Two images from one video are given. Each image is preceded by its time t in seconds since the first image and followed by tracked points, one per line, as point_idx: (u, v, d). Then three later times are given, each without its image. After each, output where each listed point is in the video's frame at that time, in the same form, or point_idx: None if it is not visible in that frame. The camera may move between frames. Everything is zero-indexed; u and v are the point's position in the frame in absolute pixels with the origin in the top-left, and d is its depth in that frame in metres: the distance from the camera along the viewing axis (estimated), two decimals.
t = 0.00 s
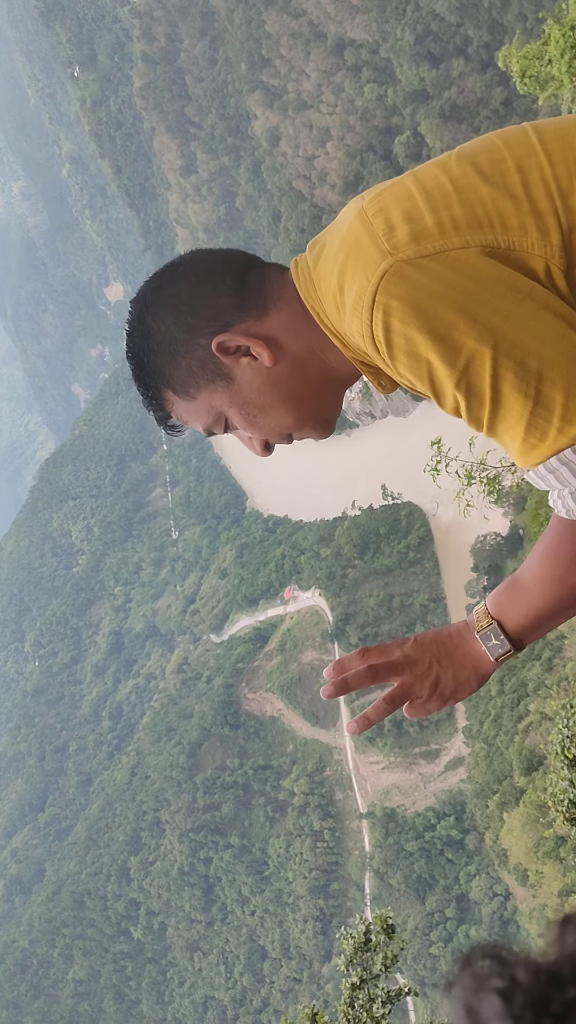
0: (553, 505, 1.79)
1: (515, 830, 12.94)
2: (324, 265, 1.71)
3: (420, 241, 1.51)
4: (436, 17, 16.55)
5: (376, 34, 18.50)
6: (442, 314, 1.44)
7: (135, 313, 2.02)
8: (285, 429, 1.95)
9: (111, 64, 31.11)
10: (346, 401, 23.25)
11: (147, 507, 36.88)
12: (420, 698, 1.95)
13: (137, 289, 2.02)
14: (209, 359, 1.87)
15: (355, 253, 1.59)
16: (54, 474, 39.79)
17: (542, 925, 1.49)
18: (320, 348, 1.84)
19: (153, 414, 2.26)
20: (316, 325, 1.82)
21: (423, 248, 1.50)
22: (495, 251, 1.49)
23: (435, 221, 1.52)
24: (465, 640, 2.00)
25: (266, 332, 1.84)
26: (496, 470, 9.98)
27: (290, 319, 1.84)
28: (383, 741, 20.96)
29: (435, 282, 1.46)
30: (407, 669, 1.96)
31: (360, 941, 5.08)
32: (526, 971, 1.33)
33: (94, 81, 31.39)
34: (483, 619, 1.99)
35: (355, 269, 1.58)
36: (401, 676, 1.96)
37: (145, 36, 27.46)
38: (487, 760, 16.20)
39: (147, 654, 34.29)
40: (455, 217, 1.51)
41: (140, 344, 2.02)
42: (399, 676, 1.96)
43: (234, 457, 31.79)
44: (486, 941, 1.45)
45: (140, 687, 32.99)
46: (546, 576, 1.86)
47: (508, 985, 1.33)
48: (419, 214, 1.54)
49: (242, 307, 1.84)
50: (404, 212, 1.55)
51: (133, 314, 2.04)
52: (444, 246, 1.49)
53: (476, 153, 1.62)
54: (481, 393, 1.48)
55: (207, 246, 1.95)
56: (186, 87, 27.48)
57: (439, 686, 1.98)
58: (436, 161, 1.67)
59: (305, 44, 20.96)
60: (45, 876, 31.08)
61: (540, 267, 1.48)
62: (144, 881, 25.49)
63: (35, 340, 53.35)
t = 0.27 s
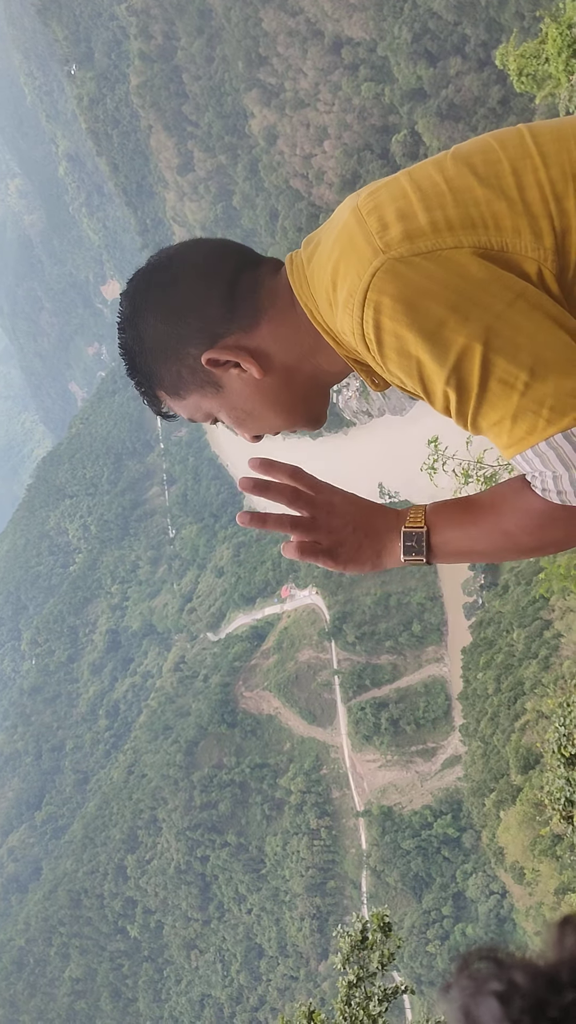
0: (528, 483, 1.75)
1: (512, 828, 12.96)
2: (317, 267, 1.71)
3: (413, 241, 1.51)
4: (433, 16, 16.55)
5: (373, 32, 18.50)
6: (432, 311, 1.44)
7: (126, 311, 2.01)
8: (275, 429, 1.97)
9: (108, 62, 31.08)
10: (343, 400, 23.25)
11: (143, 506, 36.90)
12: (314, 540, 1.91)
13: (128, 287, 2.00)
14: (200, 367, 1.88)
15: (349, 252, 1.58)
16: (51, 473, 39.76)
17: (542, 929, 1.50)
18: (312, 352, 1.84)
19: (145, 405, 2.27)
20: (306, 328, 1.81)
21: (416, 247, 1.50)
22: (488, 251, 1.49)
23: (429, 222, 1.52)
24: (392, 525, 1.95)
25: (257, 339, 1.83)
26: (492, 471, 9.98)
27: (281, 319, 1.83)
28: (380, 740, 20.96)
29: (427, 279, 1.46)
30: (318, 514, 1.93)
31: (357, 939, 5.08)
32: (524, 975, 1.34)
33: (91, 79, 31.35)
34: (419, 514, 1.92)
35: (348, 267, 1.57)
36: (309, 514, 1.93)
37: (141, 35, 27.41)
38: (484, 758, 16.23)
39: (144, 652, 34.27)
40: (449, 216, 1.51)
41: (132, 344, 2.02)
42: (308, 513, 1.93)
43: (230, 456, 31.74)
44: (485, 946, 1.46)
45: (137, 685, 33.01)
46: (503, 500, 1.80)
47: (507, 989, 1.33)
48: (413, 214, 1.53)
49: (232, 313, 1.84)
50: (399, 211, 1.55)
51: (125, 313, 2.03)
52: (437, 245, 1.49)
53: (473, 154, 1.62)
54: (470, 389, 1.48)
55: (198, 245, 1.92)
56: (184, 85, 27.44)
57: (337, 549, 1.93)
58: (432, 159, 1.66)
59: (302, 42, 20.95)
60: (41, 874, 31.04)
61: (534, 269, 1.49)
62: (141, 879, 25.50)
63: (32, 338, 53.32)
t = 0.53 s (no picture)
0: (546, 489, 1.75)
1: (510, 828, 12.97)
2: (316, 271, 1.71)
3: (409, 246, 1.51)
4: (431, 15, 16.56)
5: (371, 32, 18.52)
6: (433, 316, 1.44)
7: (130, 325, 2.02)
8: (282, 433, 1.96)
9: (106, 62, 31.08)
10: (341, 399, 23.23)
11: (141, 506, 36.95)
12: (376, 637, 2.03)
13: (130, 301, 2.02)
14: (203, 370, 1.88)
15: (345, 257, 1.58)
16: (48, 472, 39.74)
17: (543, 932, 1.49)
18: (313, 353, 1.83)
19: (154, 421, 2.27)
20: (307, 329, 1.81)
21: (413, 251, 1.50)
22: (484, 253, 1.49)
23: (424, 225, 1.51)
24: (436, 594, 2.05)
25: (258, 339, 1.83)
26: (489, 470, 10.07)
27: (281, 322, 1.83)
28: (378, 740, 21.01)
29: (423, 285, 1.46)
30: (372, 609, 2.05)
31: (354, 938, 5.10)
32: (524, 979, 1.32)
33: (89, 78, 31.35)
34: (456, 575, 2.01)
35: (346, 273, 1.57)
36: (363, 613, 2.05)
37: (139, 34, 27.39)
38: (482, 757, 16.25)
39: (142, 652, 34.22)
40: (444, 220, 1.51)
41: (136, 356, 2.03)
42: (362, 613, 2.05)
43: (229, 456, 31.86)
44: (484, 948, 1.46)
45: (135, 684, 32.97)
46: (526, 538, 1.85)
47: (505, 992, 1.32)
48: (407, 218, 1.53)
49: (232, 315, 1.84)
50: (393, 216, 1.55)
51: (128, 326, 2.04)
52: (434, 249, 1.49)
53: (467, 156, 1.62)
54: (473, 392, 1.49)
55: (198, 253, 1.93)
56: (182, 85, 27.44)
57: (399, 634, 2.06)
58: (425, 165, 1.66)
59: (300, 42, 20.96)
60: (39, 874, 30.96)
61: (529, 269, 1.49)
62: (138, 878, 25.51)
63: (29, 338, 53.28)
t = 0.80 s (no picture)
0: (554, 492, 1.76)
1: (509, 828, 12.97)
2: (315, 276, 1.71)
3: (411, 250, 1.50)
4: (431, 16, 16.57)
5: (371, 32, 18.53)
6: (435, 320, 1.44)
7: (128, 331, 2.02)
8: (282, 438, 1.95)
9: (105, 62, 31.07)
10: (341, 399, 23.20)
11: (140, 506, 37.09)
12: (390, 650, 2.02)
13: (128, 308, 2.02)
14: (202, 374, 1.87)
15: (346, 261, 1.58)
16: (47, 472, 39.72)
17: (543, 934, 1.48)
18: (314, 355, 1.83)
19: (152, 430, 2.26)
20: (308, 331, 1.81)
21: (414, 256, 1.49)
22: (484, 256, 1.49)
23: (425, 229, 1.51)
24: (445, 603, 2.05)
25: (258, 342, 1.83)
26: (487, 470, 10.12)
27: (282, 325, 1.83)
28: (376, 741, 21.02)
29: (426, 288, 1.45)
30: (383, 623, 2.04)
31: (353, 939, 5.09)
32: (523, 983, 1.32)
33: (88, 79, 31.34)
34: (467, 582, 2.01)
35: (347, 278, 1.57)
36: (375, 628, 2.03)
37: (138, 35, 27.35)
38: (481, 758, 16.25)
39: (141, 652, 34.18)
40: (445, 223, 1.51)
41: (134, 362, 2.02)
42: (374, 629, 2.04)
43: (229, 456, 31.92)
44: (484, 951, 1.46)
45: (133, 685, 32.97)
46: (537, 540, 1.86)
47: (505, 997, 1.31)
48: (408, 222, 1.53)
49: (232, 318, 1.84)
50: (394, 219, 1.54)
51: (126, 333, 2.04)
52: (435, 253, 1.49)
53: (464, 160, 1.62)
54: (479, 396, 1.48)
55: (196, 259, 1.93)
56: (181, 85, 27.43)
57: (412, 646, 2.05)
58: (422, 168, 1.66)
59: (299, 42, 20.96)
60: (37, 875, 30.91)
61: (531, 271, 1.48)
62: (137, 879, 25.52)
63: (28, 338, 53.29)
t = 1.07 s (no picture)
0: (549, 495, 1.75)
1: (509, 826, 13.00)
2: (319, 269, 1.71)
3: (417, 242, 1.51)
4: (432, 13, 16.55)
5: (372, 29, 18.51)
6: (438, 314, 1.45)
7: (129, 324, 2.01)
8: (285, 431, 1.95)
9: (106, 59, 31.02)
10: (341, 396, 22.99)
11: (141, 505, 37.32)
12: (384, 655, 2.05)
13: (131, 301, 2.01)
14: (206, 365, 1.86)
15: (352, 252, 1.58)
16: (48, 470, 39.72)
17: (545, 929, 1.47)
18: (318, 348, 1.83)
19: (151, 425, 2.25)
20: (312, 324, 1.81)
21: (419, 247, 1.50)
22: (492, 249, 1.49)
23: (431, 221, 1.52)
24: (438, 604, 2.06)
25: (263, 332, 1.83)
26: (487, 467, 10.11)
27: (287, 316, 1.83)
28: (377, 739, 21.01)
29: (432, 279, 1.46)
30: (375, 628, 2.07)
31: (354, 936, 5.08)
32: (528, 979, 1.30)
33: (89, 76, 31.31)
34: (460, 582, 2.01)
35: (353, 268, 1.57)
36: (368, 634, 2.07)
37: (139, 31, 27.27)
38: (481, 756, 16.27)
39: (142, 650, 34.17)
40: (451, 215, 1.52)
41: (137, 353, 2.01)
42: (366, 635, 2.07)
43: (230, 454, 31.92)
44: (486, 946, 1.45)
45: (134, 682, 32.95)
46: (531, 545, 1.84)
47: (509, 992, 1.30)
48: (414, 214, 1.53)
49: (238, 309, 1.84)
50: (400, 212, 1.55)
51: (128, 325, 2.04)
52: (440, 244, 1.49)
53: (472, 152, 1.62)
54: (480, 390, 1.48)
55: (200, 254, 1.94)
56: (182, 82, 27.39)
57: (406, 649, 2.07)
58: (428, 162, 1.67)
59: (301, 39, 20.93)
60: (38, 872, 30.93)
61: (537, 265, 1.49)
62: (138, 876, 25.57)
63: (29, 336, 53.30)
